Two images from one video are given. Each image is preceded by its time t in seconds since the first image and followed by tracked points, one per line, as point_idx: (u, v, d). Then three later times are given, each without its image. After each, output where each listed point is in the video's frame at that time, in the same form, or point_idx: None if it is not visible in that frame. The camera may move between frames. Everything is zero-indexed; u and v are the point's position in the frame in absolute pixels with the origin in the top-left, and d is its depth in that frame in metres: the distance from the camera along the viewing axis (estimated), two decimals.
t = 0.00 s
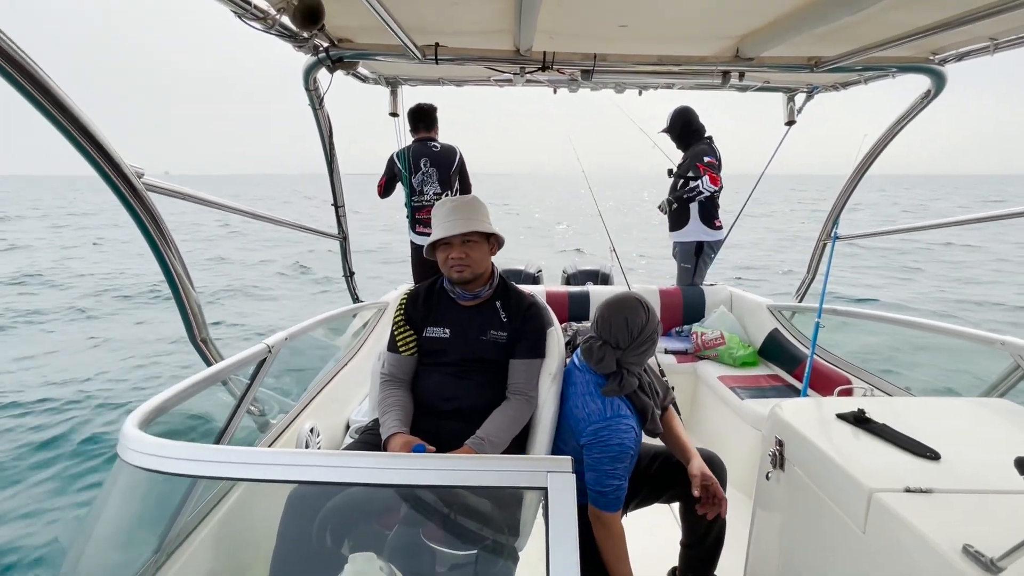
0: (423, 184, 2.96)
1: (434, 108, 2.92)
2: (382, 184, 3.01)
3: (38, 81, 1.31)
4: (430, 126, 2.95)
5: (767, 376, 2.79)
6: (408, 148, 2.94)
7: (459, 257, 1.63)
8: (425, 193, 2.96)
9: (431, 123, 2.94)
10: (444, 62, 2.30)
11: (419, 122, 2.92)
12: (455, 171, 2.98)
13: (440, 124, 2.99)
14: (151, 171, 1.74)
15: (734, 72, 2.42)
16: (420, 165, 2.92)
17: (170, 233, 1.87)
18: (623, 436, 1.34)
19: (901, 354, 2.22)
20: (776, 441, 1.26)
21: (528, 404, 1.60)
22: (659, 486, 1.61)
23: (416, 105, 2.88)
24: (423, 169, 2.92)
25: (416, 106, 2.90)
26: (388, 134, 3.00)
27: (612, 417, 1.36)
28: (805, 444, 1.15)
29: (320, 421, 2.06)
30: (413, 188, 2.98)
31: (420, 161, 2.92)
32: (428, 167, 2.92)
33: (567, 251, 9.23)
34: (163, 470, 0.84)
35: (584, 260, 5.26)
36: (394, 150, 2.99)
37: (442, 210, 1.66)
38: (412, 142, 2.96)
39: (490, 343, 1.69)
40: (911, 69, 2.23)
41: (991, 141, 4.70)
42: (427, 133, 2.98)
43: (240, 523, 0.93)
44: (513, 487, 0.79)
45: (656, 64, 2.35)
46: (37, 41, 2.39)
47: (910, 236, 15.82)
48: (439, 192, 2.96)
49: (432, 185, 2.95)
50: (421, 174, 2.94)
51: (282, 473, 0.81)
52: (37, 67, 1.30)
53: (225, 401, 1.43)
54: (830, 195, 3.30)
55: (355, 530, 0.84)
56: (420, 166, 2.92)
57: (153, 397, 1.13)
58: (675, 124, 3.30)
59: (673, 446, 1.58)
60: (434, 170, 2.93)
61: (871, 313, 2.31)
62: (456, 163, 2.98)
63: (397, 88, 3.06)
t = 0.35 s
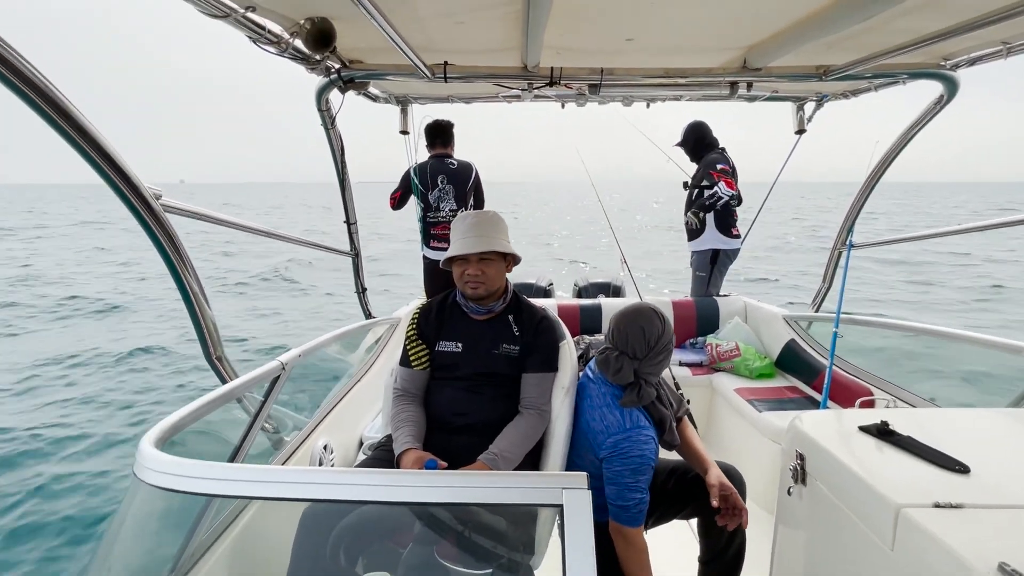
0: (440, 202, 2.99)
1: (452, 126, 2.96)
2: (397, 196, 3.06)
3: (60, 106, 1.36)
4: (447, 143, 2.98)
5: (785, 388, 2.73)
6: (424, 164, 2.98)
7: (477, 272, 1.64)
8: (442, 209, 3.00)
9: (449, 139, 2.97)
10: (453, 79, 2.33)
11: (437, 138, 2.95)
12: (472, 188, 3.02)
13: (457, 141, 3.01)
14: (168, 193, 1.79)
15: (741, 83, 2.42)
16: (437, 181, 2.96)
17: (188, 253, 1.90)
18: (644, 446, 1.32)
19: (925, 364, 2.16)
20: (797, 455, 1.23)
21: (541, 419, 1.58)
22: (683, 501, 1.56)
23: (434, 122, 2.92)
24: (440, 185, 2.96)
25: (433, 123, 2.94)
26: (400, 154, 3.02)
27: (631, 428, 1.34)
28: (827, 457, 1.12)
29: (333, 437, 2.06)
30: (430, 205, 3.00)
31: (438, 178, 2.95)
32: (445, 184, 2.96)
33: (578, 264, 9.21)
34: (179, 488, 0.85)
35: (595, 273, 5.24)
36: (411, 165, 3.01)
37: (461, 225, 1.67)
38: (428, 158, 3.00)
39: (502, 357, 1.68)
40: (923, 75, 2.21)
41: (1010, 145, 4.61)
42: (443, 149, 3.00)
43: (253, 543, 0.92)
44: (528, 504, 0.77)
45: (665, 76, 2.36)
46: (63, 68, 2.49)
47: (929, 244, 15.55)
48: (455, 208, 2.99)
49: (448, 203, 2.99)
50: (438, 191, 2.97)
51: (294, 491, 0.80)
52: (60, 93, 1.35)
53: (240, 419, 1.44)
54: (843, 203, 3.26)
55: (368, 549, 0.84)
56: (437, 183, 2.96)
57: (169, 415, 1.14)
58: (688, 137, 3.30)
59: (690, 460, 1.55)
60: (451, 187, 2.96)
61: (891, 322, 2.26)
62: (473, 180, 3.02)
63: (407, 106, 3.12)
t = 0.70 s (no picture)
0: (448, 213, 2.99)
1: (460, 139, 2.99)
2: (406, 210, 3.07)
3: (67, 131, 1.38)
4: (455, 155, 3.00)
5: (800, 392, 2.69)
6: (431, 176, 2.99)
7: (476, 283, 1.63)
8: (450, 219, 3.00)
9: (457, 152, 3.00)
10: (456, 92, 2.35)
11: (446, 151, 2.98)
12: (480, 199, 3.02)
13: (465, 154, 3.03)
14: (177, 213, 1.81)
15: (744, 86, 2.41)
16: (445, 192, 2.97)
17: (197, 273, 1.92)
18: (619, 459, 1.30)
19: (943, 364, 2.12)
20: (816, 461, 1.20)
21: (551, 429, 1.56)
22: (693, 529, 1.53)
23: (442, 135, 2.95)
24: (448, 197, 2.97)
25: (441, 136, 2.96)
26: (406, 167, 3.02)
27: (614, 437, 1.33)
28: (847, 463, 1.09)
29: (344, 453, 2.06)
30: (438, 216, 3.01)
31: (446, 189, 2.96)
32: (453, 196, 2.97)
33: (585, 272, 9.19)
34: (190, 509, 0.84)
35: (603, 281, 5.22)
36: (417, 178, 3.03)
37: (462, 236, 1.65)
38: (435, 171, 3.01)
39: (507, 367, 1.67)
40: (927, 72, 2.19)
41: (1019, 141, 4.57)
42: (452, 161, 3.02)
43: (265, 563, 0.91)
44: (541, 519, 0.75)
45: (667, 82, 2.36)
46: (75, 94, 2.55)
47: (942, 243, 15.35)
48: (463, 220, 2.99)
49: (456, 214, 2.99)
50: (445, 202, 2.98)
51: (305, 510, 0.79)
52: (67, 118, 1.37)
53: (251, 436, 1.43)
54: (852, 204, 3.23)
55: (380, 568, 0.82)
56: (445, 194, 2.97)
57: (180, 435, 1.14)
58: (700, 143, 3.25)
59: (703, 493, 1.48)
60: (458, 199, 2.97)
61: (906, 322, 2.22)
62: (481, 192, 3.03)
63: (411, 121, 3.15)
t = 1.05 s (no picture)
0: (443, 219, 2.99)
1: (453, 148, 3.00)
2: (404, 226, 3.10)
3: (72, 145, 1.39)
4: (449, 164, 3.02)
5: (810, 397, 2.65)
6: (427, 184, 3.02)
7: (470, 291, 1.62)
8: (445, 226, 2.99)
9: (451, 160, 3.01)
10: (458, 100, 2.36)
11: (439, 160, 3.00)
12: (474, 204, 3.01)
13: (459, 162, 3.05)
14: (181, 225, 1.82)
15: (747, 89, 2.41)
16: (439, 200, 2.97)
17: (202, 284, 1.93)
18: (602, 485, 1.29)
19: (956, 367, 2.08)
20: (829, 468, 1.17)
21: (556, 436, 1.55)
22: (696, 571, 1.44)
23: (436, 146, 2.96)
24: (442, 205, 2.97)
25: (435, 147, 2.98)
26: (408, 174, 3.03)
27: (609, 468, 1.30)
28: (861, 469, 1.07)
29: (350, 463, 2.05)
30: (433, 223, 3.02)
31: (440, 197, 2.97)
32: (447, 203, 2.97)
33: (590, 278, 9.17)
34: (194, 523, 0.83)
35: (608, 287, 5.20)
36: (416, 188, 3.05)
37: (453, 245, 1.65)
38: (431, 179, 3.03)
39: (511, 375, 1.65)
40: (932, 72, 2.17)
41: None
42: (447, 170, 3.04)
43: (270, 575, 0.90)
44: (549, 531, 0.74)
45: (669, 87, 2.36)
46: (83, 107, 2.58)
47: (951, 246, 15.21)
48: (458, 225, 2.98)
49: (451, 220, 2.98)
50: (440, 210, 2.98)
51: (311, 522, 0.78)
52: (72, 132, 1.39)
53: (256, 447, 1.43)
54: (858, 206, 3.20)
55: None
56: (439, 202, 2.97)
57: (184, 447, 1.13)
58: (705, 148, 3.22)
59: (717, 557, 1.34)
60: (452, 205, 2.97)
61: (916, 324, 2.19)
62: (474, 197, 3.02)
63: (414, 130, 3.16)
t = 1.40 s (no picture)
0: (446, 225, 3.02)
1: (449, 152, 3.01)
2: (407, 235, 3.10)
3: (89, 145, 1.42)
4: (448, 169, 3.03)
5: (813, 408, 2.64)
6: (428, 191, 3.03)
7: (478, 297, 1.63)
8: (448, 233, 3.02)
9: (448, 166, 3.02)
10: (467, 106, 2.39)
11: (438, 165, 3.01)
12: (475, 209, 3.04)
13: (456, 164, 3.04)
14: (192, 225, 1.84)
15: (753, 99, 2.42)
16: (440, 206, 3.00)
17: (210, 284, 1.95)
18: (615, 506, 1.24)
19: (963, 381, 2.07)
20: (832, 479, 1.17)
21: (560, 443, 1.55)
22: None
23: (433, 151, 2.98)
24: (444, 211, 2.99)
25: (433, 152, 3.00)
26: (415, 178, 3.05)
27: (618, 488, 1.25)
28: (864, 481, 1.06)
29: (352, 465, 2.05)
30: (436, 229, 3.04)
31: (442, 204, 2.99)
32: (448, 209, 2.99)
33: (595, 284, 9.16)
34: (199, 519, 0.84)
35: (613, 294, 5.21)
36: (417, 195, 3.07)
37: (461, 251, 1.66)
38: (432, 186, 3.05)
39: (516, 380, 1.66)
40: (941, 85, 2.17)
41: None
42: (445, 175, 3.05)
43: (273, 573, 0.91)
44: (550, 535, 0.74)
45: (676, 95, 2.37)
46: (97, 107, 2.63)
47: (960, 256, 15.11)
48: (460, 230, 3.01)
49: (454, 226, 3.01)
50: (442, 216, 3.01)
51: (314, 521, 0.79)
52: (88, 132, 1.42)
53: (259, 447, 1.44)
54: (864, 218, 3.20)
55: None
56: (441, 208, 3.00)
57: (189, 445, 1.14)
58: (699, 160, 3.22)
59: None
60: (454, 211, 2.99)
61: (922, 336, 2.18)
62: (475, 203, 3.03)
63: (422, 135, 3.19)
